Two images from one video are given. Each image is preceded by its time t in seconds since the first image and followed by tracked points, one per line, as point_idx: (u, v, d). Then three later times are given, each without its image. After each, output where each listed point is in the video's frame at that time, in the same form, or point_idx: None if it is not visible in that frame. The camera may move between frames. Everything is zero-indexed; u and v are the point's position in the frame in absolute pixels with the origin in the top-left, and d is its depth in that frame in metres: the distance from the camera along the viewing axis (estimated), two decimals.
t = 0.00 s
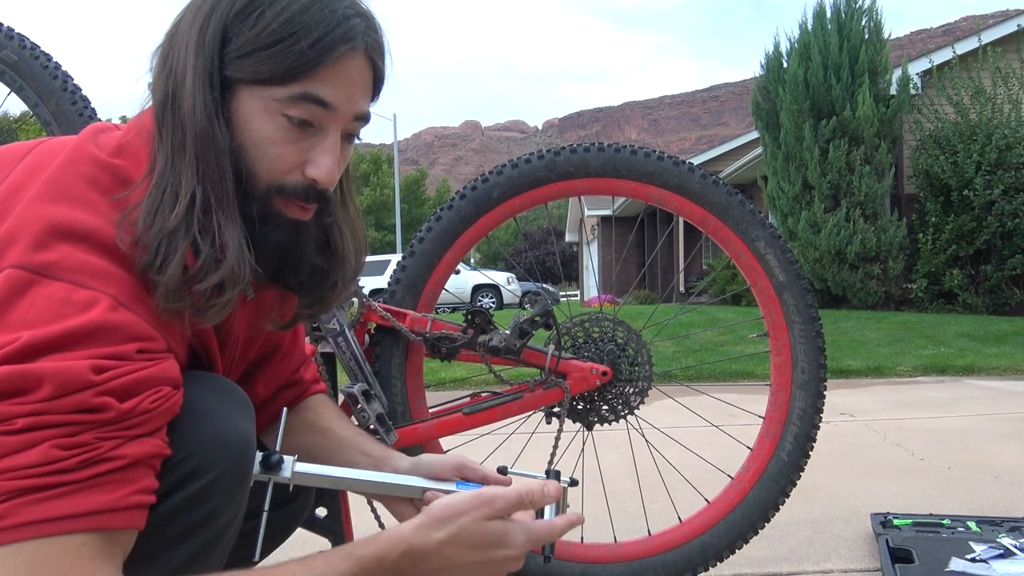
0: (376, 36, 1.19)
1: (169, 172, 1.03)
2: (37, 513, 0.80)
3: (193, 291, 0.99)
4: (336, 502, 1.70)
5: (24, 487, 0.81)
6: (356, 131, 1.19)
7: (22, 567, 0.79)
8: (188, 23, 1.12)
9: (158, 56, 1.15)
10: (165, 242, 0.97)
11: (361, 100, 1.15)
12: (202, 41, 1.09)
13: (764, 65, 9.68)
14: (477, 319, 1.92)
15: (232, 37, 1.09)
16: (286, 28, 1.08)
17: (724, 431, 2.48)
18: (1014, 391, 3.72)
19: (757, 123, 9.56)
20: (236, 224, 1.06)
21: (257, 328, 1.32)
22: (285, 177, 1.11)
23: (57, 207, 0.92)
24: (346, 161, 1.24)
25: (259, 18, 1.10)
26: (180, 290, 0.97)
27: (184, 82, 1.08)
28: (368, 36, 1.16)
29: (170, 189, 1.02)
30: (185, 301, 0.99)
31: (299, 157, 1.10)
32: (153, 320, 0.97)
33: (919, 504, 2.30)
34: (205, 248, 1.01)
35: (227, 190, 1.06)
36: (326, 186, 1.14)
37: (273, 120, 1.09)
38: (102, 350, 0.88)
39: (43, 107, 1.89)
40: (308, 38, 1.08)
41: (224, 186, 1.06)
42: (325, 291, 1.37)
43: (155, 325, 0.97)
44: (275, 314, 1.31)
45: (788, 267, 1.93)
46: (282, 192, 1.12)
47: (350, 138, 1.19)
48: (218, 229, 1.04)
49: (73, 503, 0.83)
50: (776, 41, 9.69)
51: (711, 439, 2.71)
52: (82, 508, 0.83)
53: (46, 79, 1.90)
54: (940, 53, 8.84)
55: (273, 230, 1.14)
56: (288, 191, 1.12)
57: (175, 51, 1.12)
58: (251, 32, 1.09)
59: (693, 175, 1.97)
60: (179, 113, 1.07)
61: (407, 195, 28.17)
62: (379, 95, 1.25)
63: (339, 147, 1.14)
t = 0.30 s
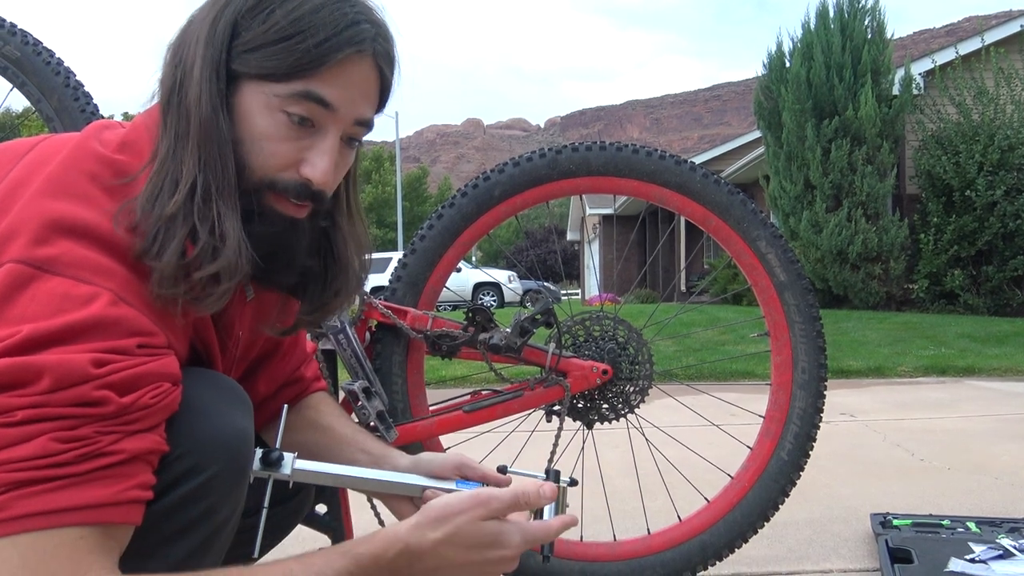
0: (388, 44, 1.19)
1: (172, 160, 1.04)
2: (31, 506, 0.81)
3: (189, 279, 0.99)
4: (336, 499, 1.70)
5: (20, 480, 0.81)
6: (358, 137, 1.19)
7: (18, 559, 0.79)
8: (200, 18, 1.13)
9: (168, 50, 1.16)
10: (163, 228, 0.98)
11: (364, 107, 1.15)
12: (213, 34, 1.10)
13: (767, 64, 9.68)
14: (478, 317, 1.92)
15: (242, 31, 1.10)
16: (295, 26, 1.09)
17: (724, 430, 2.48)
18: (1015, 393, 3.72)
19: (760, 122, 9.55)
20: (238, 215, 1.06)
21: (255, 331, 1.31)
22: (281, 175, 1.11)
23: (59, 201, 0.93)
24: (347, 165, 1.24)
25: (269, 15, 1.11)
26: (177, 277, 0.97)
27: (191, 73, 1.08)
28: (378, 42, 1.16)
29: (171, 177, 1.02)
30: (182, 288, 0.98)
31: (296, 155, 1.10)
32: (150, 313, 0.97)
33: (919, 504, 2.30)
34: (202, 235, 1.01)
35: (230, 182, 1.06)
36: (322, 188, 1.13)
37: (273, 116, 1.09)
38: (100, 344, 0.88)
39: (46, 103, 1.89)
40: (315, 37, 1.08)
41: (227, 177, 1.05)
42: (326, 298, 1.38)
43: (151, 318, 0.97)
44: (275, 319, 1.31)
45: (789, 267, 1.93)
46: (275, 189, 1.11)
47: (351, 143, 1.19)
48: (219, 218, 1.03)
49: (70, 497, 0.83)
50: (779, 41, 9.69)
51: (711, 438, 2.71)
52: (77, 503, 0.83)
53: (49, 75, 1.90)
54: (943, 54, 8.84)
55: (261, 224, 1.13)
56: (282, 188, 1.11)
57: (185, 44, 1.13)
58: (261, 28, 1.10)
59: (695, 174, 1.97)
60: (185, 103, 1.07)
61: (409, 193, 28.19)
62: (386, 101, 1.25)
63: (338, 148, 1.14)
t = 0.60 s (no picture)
0: (393, 55, 1.17)
1: (161, 138, 1.05)
2: (31, 500, 0.81)
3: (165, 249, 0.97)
4: (337, 497, 1.70)
5: (20, 474, 0.81)
6: (348, 142, 1.14)
7: (17, 553, 0.79)
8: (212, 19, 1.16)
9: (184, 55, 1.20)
10: (143, 198, 0.99)
11: (354, 107, 1.12)
12: (218, 29, 1.12)
13: (769, 61, 9.68)
14: (479, 315, 1.92)
15: (244, 24, 1.12)
16: (290, 18, 1.10)
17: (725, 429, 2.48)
18: (1015, 391, 3.72)
19: (761, 119, 9.54)
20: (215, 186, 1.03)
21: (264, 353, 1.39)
22: (256, 165, 1.06)
23: (60, 197, 0.94)
24: (340, 175, 1.18)
25: (271, 10, 1.12)
26: (152, 246, 0.96)
27: (190, 60, 1.10)
28: (378, 46, 1.14)
29: (157, 148, 1.04)
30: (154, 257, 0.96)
31: (274, 145, 1.06)
32: (146, 305, 0.96)
33: (919, 502, 2.30)
34: (182, 201, 1.00)
35: (211, 163, 1.03)
36: (297, 183, 1.07)
37: (257, 102, 1.07)
38: (101, 339, 0.88)
39: (46, 100, 1.89)
40: (306, 28, 1.08)
41: (209, 157, 1.03)
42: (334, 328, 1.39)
43: (148, 310, 0.96)
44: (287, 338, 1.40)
45: (790, 265, 1.93)
46: (247, 178, 1.06)
47: (340, 146, 1.13)
48: (196, 188, 1.01)
49: (69, 492, 0.83)
50: (781, 38, 9.68)
51: (711, 436, 2.71)
52: (77, 497, 0.83)
53: (49, 72, 1.90)
54: (944, 51, 8.86)
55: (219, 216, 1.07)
56: (253, 179, 1.06)
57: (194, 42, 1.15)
58: (261, 19, 1.11)
59: (696, 172, 1.97)
60: (181, 88, 1.08)
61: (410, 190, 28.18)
62: (390, 114, 1.22)
63: (318, 144, 1.09)
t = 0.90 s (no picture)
0: (425, 59, 1.17)
1: (200, 144, 1.06)
2: (75, 495, 0.82)
3: (209, 252, 0.98)
4: (364, 496, 1.70)
5: (62, 470, 0.82)
6: (380, 145, 1.14)
7: (65, 546, 0.81)
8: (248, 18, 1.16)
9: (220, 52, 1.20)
10: (184, 203, 1.00)
11: (388, 112, 1.12)
12: (254, 30, 1.12)
13: (795, 61, 9.67)
14: (505, 315, 1.92)
15: (280, 26, 1.12)
16: (325, 23, 1.09)
17: (753, 429, 2.46)
18: None
19: (786, 119, 9.50)
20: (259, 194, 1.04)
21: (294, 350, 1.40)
22: (292, 168, 1.07)
23: (100, 198, 0.95)
24: (372, 178, 1.18)
25: (307, 12, 1.12)
26: (197, 251, 0.97)
27: (227, 63, 1.10)
28: (411, 51, 1.13)
29: (196, 158, 1.05)
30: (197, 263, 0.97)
31: (309, 149, 1.07)
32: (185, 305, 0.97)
33: (951, 507, 2.27)
34: (222, 210, 1.01)
35: (249, 166, 1.04)
36: (332, 187, 1.08)
37: (292, 106, 1.07)
38: (139, 337, 0.88)
39: (77, 102, 1.91)
40: (341, 34, 1.08)
41: (248, 160, 1.04)
42: (367, 322, 1.39)
43: (188, 310, 0.97)
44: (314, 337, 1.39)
45: (818, 265, 1.91)
46: (282, 181, 1.07)
47: (373, 150, 1.13)
48: (238, 195, 1.02)
49: (110, 488, 0.84)
50: (806, 38, 9.66)
51: (739, 438, 2.69)
52: (117, 493, 0.84)
53: (81, 74, 1.92)
54: (971, 50, 9.02)
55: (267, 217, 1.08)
56: (289, 181, 1.07)
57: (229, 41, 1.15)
58: (296, 24, 1.11)
59: (723, 172, 1.95)
60: (218, 90, 1.09)
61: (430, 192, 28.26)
62: (422, 115, 1.22)
63: (352, 148, 1.10)
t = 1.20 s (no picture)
0: (481, 65, 1.17)
1: (263, 154, 1.08)
2: (137, 496, 0.83)
3: (274, 261, 1.00)
4: (417, 496, 1.71)
5: (126, 470, 0.84)
6: (438, 152, 1.15)
7: (126, 545, 0.82)
8: (306, 27, 1.18)
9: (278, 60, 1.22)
10: (247, 212, 1.02)
11: (445, 120, 1.13)
12: (313, 40, 1.13)
13: (850, 57, 9.50)
14: (558, 317, 1.93)
15: (339, 37, 1.13)
16: (384, 34, 1.10)
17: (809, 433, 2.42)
18: None
19: (841, 117, 9.30)
20: (322, 204, 1.06)
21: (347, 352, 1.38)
22: (353, 178, 1.10)
23: (165, 204, 0.97)
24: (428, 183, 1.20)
25: (365, 22, 1.13)
26: (262, 259, 0.99)
27: (287, 73, 1.12)
28: (467, 59, 1.14)
29: (260, 168, 1.06)
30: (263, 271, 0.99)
31: (370, 158, 1.09)
32: (248, 309, 0.99)
33: (1018, 515, 2.20)
34: (285, 219, 1.03)
35: (312, 176, 1.06)
36: (392, 195, 1.10)
37: (352, 117, 1.09)
38: (202, 341, 0.90)
39: (139, 109, 1.95)
40: (400, 44, 1.09)
41: (311, 170, 1.06)
42: (421, 322, 1.41)
43: (250, 316, 0.99)
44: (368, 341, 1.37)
45: (878, 265, 1.87)
46: (343, 190, 1.09)
47: (430, 157, 1.15)
48: (302, 206, 1.04)
49: (171, 489, 0.85)
50: (862, 34, 9.48)
51: (794, 441, 2.65)
52: (179, 494, 0.85)
53: (143, 82, 1.96)
54: None
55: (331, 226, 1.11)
56: (350, 191, 1.09)
57: (288, 49, 1.17)
58: (354, 35, 1.12)
59: (779, 171, 1.93)
60: (280, 100, 1.10)
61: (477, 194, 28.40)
62: (477, 121, 1.23)
63: (412, 157, 1.11)
